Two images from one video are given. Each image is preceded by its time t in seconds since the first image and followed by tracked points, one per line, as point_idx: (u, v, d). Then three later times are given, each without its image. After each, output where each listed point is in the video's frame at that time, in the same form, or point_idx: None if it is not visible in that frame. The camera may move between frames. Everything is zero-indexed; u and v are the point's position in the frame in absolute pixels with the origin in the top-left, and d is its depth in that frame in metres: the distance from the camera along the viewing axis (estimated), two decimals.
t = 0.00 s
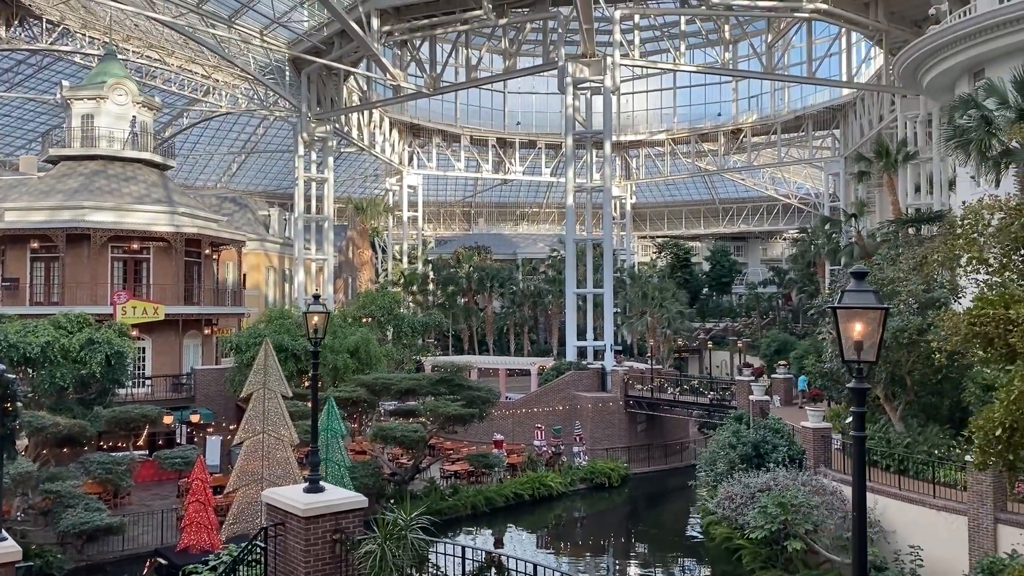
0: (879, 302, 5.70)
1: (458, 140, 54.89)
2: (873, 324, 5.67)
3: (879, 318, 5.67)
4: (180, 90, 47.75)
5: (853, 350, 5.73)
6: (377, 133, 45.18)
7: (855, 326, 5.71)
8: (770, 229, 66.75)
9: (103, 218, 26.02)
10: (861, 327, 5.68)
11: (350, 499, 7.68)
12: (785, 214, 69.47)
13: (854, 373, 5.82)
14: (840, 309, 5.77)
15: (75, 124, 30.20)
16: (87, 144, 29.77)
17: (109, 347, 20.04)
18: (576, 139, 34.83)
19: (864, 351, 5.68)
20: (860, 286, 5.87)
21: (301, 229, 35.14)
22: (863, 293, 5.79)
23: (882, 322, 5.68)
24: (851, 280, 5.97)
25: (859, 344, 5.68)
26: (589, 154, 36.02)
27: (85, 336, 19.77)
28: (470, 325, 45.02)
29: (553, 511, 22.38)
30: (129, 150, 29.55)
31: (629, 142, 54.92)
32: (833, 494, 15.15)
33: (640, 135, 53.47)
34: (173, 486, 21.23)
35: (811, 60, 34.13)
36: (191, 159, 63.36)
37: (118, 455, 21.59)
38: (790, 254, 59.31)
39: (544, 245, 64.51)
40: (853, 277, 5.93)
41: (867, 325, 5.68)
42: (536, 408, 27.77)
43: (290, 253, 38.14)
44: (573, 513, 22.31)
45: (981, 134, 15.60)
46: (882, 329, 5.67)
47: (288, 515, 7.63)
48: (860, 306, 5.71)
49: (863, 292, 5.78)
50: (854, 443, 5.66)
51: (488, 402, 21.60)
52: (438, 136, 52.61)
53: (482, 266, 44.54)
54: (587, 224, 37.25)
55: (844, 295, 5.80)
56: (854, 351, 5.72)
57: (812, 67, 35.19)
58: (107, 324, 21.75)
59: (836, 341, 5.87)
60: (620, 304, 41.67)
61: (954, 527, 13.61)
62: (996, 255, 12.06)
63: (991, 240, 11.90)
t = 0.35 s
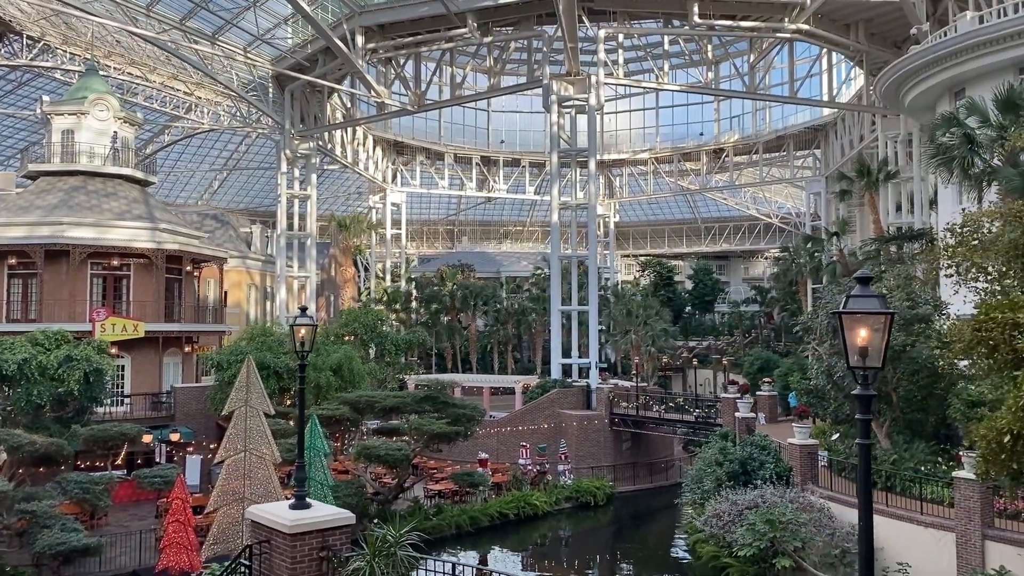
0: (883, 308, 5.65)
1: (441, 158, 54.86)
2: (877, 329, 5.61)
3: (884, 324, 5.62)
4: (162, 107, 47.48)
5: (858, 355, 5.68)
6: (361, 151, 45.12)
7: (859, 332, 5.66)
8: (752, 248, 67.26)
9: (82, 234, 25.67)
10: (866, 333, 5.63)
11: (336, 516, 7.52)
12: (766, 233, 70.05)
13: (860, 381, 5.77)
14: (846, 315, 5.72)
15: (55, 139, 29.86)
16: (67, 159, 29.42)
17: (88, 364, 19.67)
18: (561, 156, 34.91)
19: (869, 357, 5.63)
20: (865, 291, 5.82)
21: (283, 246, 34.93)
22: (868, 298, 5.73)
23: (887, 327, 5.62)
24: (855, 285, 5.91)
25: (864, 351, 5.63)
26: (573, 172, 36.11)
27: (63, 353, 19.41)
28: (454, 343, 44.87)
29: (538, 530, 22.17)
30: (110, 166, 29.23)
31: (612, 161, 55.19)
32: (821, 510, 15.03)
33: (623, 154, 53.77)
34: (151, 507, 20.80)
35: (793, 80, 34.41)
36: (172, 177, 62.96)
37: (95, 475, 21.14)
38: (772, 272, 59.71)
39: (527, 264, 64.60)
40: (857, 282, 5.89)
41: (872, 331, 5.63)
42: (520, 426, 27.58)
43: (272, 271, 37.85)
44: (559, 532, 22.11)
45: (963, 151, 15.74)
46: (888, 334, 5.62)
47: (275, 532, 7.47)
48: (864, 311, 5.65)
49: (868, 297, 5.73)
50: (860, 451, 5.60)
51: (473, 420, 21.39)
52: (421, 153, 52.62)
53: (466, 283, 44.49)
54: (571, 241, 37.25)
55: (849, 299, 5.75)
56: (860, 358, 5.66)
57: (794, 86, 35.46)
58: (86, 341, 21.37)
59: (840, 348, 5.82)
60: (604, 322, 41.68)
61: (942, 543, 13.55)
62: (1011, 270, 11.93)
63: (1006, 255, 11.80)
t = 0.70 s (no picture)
0: (888, 311, 5.62)
1: (426, 176, 54.83)
2: (883, 334, 5.58)
3: (891, 328, 5.58)
4: (146, 123, 47.22)
5: (865, 360, 5.63)
6: (346, 168, 45.03)
7: (865, 336, 5.62)
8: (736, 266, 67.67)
9: (64, 250, 25.38)
10: (871, 337, 5.59)
11: (325, 532, 7.39)
12: (749, 252, 70.49)
13: (866, 386, 5.71)
14: (851, 319, 5.68)
15: (36, 154, 29.59)
16: (49, 174, 29.14)
17: (68, 381, 19.36)
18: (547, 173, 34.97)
19: (875, 361, 5.59)
20: (870, 294, 5.78)
21: (267, 263, 34.72)
22: (872, 302, 5.70)
23: (894, 331, 5.59)
24: (861, 289, 5.88)
25: (870, 355, 5.59)
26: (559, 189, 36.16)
27: (43, 370, 19.09)
28: (439, 361, 44.70)
29: (524, 549, 21.97)
30: (92, 181, 28.97)
31: (596, 179, 55.42)
32: (810, 527, 14.97)
33: (608, 172, 54.01)
34: (131, 526, 20.44)
35: (776, 99, 34.71)
36: (155, 193, 62.54)
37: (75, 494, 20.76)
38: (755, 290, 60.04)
39: (511, 281, 64.59)
40: (862, 286, 5.85)
41: (878, 335, 5.59)
42: (507, 444, 27.41)
43: (255, 288, 37.58)
44: (546, 550, 21.92)
45: (948, 168, 15.94)
46: (893, 339, 5.58)
47: (263, 547, 7.31)
48: (870, 315, 5.61)
49: (874, 301, 5.70)
50: (868, 458, 5.52)
51: (460, 436, 21.13)
52: (407, 170, 52.60)
53: (451, 301, 44.39)
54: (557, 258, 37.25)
55: (855, 303, 5.71)
56: (866, 362, 5.62)
57: (777, 106, 35.74)
58: (66, 357, 21.05)
59: (845, 352, 5.77)
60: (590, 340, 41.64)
61: (931, 558, 13.50)
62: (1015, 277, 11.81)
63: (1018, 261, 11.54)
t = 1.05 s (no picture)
0: (898, 312, 5.60)
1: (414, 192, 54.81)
2: (893, 336, 5.56)
3: (900, 330, 5.57)
4: (133, 138, 47.02)
5: (874, 363, 5.61)
6: (334, 183, 44.95)
7: (875, 338, 5.61)
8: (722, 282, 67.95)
9: (49, 264, 25.12)
10: (880, 340, 5.58)
11: (315, 545, 7.24)
12: (736, 268, 70.83)
13: (876, 389, 5.69)
14: (861, 321, 5.66)
15: (22, 167, 29.33)
16: (34, 188, 28.89)
17: (52, 396, 19.09)
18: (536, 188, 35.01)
19: (885, 364, 5.56)
20: (879, 295, 5.77)
21: (254, 278, 34.53)
22: (882, 303, 5.69)
23: (904, 332, 5.57)
24: (870, 290, 5.86)
25: (879, 356, 5.57)
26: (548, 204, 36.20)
27: (26, 385, 18.82)
28: (426, 377, 44.54)
29: (514, 566, 21.79)
30: (78, 195, 28.72)
31: (584, 195, 55.57)
32: (802, 541, 14.89)
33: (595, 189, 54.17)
34: (115, 544, 20.13)
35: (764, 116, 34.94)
36: (141, 207, 62.20)
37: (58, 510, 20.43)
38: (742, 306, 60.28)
39: (499, 297, 64.56)
40: (871, 287, 5.83)
41: (887, 337, 5.58)
42: (496, 460, 27.24)
43: (242, 303, 37.34)
44: (535, 567, 21.74)
45: (936, 182, 15.99)
46: (904, 340, 5.55)
47: (252, 561, 7.21)
48: (879, 317, 5.60)
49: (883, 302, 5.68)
50: (878, 461, 5.49)
51: (449, 452, 21.03)
52: (395, 186, 52.57)
53: (438, 316, 44.31)
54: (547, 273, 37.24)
55: (863, 305, 5.69)
56: (875, 364, 5.60)
57: (765, 122, 35.96)
58: (50, 372, 20.77)
59: (855, 355, 5.75)
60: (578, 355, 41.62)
61: (924, 573, 13.43)
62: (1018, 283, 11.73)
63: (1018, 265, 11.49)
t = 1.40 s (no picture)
0: (912, 310, 5.71)
1: (407, 204, 54.75)
2: (906, 334, 5.67)
3: (915, 328, 5.68)
4: (124, 151, 46.88)
5: (888, 362, 5.71)
6: (326, 195, 44.88)
7: (889, 336, 5.70)
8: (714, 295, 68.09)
9: (39, 275, 24.93)
10: (894, 339, 5.68)
11: (309, 557, 7.14)
12: (727, 281, 70.97)
13: (890, 388, 5.77)
14: (875, 319, 5.75)
15: (12, 179, 29.15)
16: (25, 199, 28.71)
17: (41, 408, 18.89)
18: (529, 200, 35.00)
19: (899, 362, 5.66)
20: (892, 294, 5.88)
21: (246, 290, 34.35)
22: (894, 301, 5.79)
23: (916, 330, 5.68)
24: (882, 288, 5.97)
25: (893, 355, 5.67)
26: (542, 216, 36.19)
27: (15, 398, 18.65)
28: (418, 391, 44.37)
29: None
30: (68, 206, 28.53)
31: (576, 208, 55.65)
32: (799, 554, 14.79)
33: (588, 202, 54.25)
34: (105, 558, 19.87)
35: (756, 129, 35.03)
36: (132, 220, 61.95)
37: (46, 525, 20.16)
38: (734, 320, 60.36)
39: (491, 311, 64.47)
40: (885, 285, 5.94)
41: (901, 336, 5.68)
42: (489, 473, 27.08)
43: (233, 315, 37.14)
44: None
45: (930, 193, 16.00)
46: (917, 339, 5.66)
47: (247, 569, 7.11)
48: (893, 315, 5.71)
49: (896, 300, 5.79)
50: (893, 459, 5.57)
51: (443, 465, 20.81)
52: (387, 199, 52.54)
53: (430, 329, 44.21)
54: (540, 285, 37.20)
55: (877, 303, 5.79)
56: (889, 362, 5.70)
57: (757, 136, 36.08)
58: (39, 385, 20.55)
59: (869, 354, 5.84)
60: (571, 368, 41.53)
61: None
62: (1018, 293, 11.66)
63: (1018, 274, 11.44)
